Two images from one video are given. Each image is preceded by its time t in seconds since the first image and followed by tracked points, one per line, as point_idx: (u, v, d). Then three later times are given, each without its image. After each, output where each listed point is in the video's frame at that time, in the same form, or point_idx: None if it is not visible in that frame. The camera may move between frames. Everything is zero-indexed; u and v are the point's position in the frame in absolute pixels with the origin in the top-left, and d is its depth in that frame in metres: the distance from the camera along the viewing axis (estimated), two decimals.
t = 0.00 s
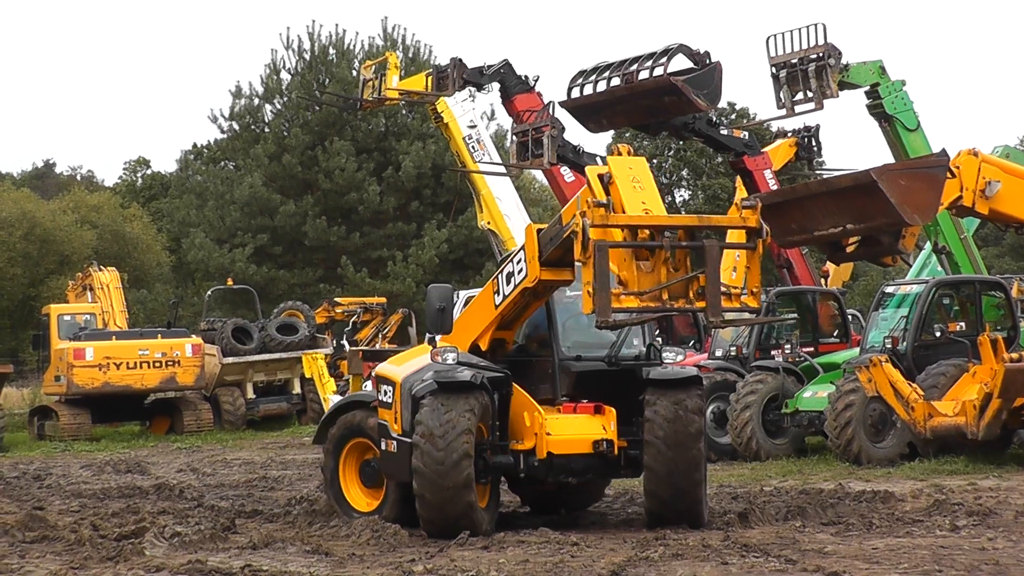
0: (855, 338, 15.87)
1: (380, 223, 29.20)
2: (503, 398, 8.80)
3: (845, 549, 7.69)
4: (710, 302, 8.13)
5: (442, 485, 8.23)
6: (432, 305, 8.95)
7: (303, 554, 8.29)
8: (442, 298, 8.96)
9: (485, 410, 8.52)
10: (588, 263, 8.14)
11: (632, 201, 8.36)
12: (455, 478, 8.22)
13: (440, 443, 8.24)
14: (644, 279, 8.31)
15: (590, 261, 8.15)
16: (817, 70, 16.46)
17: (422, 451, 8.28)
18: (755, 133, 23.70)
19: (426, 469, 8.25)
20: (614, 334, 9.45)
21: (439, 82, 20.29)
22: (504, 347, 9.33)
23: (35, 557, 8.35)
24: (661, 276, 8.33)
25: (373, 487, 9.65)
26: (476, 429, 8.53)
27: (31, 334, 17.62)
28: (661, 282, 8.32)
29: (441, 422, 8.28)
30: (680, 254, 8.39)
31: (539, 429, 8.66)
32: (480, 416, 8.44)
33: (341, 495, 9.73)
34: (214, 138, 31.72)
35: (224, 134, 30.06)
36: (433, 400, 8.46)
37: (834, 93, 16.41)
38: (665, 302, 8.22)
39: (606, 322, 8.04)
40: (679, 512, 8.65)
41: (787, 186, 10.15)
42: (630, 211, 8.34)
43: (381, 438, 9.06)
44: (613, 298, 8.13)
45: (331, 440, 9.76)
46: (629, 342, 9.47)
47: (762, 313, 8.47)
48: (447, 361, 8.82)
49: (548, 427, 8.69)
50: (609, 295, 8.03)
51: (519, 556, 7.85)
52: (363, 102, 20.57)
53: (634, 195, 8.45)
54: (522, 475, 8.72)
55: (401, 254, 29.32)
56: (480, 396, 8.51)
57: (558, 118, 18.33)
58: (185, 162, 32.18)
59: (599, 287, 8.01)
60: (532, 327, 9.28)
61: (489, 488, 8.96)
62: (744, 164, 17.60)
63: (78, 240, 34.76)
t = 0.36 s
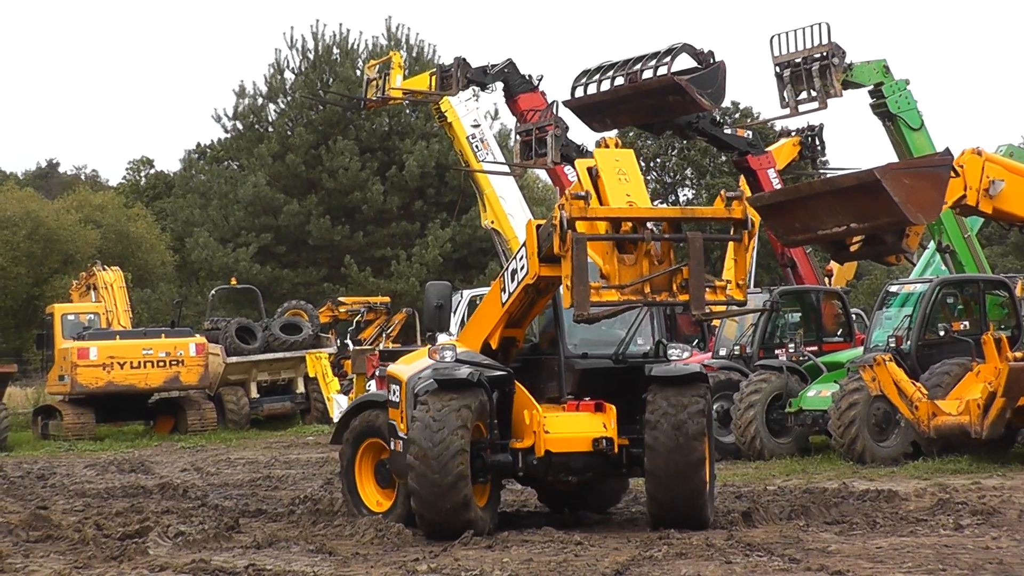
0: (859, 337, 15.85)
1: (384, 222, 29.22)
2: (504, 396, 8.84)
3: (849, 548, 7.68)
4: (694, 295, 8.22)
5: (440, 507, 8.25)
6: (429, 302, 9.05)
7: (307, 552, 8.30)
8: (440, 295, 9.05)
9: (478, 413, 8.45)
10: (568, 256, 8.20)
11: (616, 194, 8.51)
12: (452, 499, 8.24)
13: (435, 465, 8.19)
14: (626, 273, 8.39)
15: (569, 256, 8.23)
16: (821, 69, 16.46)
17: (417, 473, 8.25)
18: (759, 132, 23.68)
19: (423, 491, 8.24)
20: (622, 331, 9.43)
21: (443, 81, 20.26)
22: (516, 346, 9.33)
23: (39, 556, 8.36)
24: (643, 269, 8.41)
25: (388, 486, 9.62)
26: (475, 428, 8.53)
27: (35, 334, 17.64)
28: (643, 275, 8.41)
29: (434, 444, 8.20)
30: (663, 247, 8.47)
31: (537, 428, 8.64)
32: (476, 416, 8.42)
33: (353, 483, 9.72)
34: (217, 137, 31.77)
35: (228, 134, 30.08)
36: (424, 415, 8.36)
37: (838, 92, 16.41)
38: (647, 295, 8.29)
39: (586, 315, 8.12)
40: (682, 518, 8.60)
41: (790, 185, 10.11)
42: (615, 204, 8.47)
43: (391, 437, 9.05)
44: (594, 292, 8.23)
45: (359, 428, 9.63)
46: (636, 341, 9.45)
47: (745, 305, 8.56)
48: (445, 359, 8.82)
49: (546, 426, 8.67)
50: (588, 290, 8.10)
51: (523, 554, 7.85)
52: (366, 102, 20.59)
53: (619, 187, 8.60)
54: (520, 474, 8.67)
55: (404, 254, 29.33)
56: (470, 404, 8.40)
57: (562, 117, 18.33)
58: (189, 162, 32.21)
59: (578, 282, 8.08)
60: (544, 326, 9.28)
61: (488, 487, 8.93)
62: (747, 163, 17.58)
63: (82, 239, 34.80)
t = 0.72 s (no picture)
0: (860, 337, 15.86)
1: (385, 221, 29.23)
2: (503, 396, 8.90)
3: (849, 548, 7.68)
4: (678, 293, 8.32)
5: (438, 523, 8.24)
6: (425, 303, 9.04)
7: (308, 552, 8.30)
8: (435, 294, 9.06)
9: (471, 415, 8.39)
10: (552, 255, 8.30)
11: (602, 192, 8.65)
12: (449, 516, 8.21)
13: (428, 485, 8.13)
14: (610, 270, 8.51)
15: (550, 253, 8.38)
16: (823, 68, 16.45)
17: (411, 491, 8.20)
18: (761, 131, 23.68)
19: (419, 509, 8.22)
20: (627, 329, 9.41)
21: (444, 80, 20.26)
22: (522, 345, 9.34)
23: (41, 555, 8.37)
24: (627, 266, 8.53)
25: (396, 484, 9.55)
26: (469, 428, 8.50)
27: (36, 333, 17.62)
28: (627, 273, 8.53)
29: (426, 465, 8.12)
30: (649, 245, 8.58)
31: (533, 428, 8.64)
32: (472, 416, 8.39)
33: (362, 471, 9.63)
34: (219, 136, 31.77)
35: (230, 133, 30.07)
36: (414, 432, 8.25)
37: (840, 91, 16.40)
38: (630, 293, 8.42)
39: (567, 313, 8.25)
40: (684, 515, 8.49)
41: (791, 184, 10.10)
42: (600, 200, 8.61)
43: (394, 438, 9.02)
44: (575, 290, 8.36)
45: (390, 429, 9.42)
46: (639, 339, 9.40)
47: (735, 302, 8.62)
48: (442, 359, 8.71)
49: (542, 425, 8.67)
50: (569, 288, 8.24)
51: (524, 554, 7.85)
52: (368, 101, 20.60)
53: (606, 185, 8.73)
54: (516, 474, 8.62)
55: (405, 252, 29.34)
56: (459, 417, 8.25)
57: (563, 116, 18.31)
58: (190, 161, 32.21)
59: (558, 280, 8.23)
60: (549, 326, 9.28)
61: (483, 489, 8.88)
62: (748, 163, 17.56)
63: (83, 238, 34.80)
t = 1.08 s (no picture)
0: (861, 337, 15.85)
1: (386, 221, 29.22)
2: (501, 395, 8.91)
3: (850, 548, 7.67)
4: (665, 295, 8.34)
5: (435, 533, 8.26)
6: (421, 303, 9.01)
7: (309, 552, 8.30)
8: (430, 295, 9.04)
9: (468, 414, 8.40)
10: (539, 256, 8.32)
11: (590, 192, 8.63)
12: (446, 527, 8.24)
13: (425, 498, 8.13)
14: (598, 271, 8.51)
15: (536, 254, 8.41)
16: (823, 69, 16.47)
17: (408, 504, 8.20)
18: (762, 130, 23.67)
19: (417, 522, 8.23)
20: (629, 329, 9.43)
21: (444, 80, 20.27)
22: (524, 344, 9.29)
23: (41, 555, 8.37)
24: (615, 267, 8.52)
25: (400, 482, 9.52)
26: (465, 428, 8.50)
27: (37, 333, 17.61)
28: (615, 273, 8.53)
29: (421, 478, 8.10)
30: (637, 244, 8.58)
31: (530, 429, 8.60)
32: (468, 415, 8.39)
33: (368, 465, 9.60)
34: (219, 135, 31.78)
35: (231, 132, 30.07)
36: (408, 443, 8.21)
37: (840, 91, 16.40)
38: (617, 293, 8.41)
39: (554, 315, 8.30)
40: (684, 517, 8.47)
41: (792, 184, 10.11)
42: (588, 200, 8.60)
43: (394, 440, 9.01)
44: (562, 291, 8.38)
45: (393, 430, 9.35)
46: (640, 339, 9.43)
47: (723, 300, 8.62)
48: (439, 359, 8.71)
49: (539, 426, 8.65)
50: (554, 290, 8.28)
51: (524, 554, 7.85)
52: (369, 101, 20.59)
53: (594, 184, 8.70)
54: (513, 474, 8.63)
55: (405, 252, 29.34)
56: (453, 425, 8.21)
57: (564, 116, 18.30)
58: (191, 160, 32.23)
59: (546, 282, 8.27)
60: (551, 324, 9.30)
61: (481, 489, 8.87)
62: (749, 162, 17.56)
63: (84, 238, 34.81)
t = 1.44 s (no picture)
0: (862, 337, 15.86)
1: (387, 221, 29.23)
2: (503, 396, 8.90)
3: (852, 548, 7.67)
4: (668, 297, 8.35)
5: (438, 531, 8.23)
6: (423, 304, 9.00)
7: (310, 552, 8.30)
8: (433, 295, 9.03)
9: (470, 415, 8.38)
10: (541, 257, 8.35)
11: (592, 193, 8.59)
12: (449, 525, 8.22)
13: (428, 495, 8.12)
14: (601, 273, 8.53)
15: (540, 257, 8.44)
16: (824, 69, 16.46)
17: (411, 501, 8.19)
18: (763, 129, 23.66)
19: (419, 519, 8.21)
20: (630, 329, 9.44)
21: (445, 80, 20.27)
22: (525, 345, 9.30)
23: (43, 555, 8.37)
24: (618, 269, 8.54)
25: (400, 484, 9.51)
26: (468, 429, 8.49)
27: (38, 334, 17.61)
28: (618, 275, 8.54)
29: (425, 474, 8.10)
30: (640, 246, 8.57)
31: (532, 429, 8.62)
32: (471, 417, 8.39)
33: (369, 465, 9.61)
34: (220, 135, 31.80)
35: (232, 133, 30.08)
36: (412, 439, 8.21)
37: (841, 91, 16.39)
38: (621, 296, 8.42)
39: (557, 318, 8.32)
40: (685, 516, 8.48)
41: (792, 184, 10.10)
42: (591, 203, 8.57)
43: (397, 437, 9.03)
44: (566, 294, 8.39)
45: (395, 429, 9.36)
46: (641, 339, 9.45)
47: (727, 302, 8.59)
48: (441, 360, 8.71)
49: (541, 426, 8.65)
50: (558, 292, 8.29)
51: (525, 554, 7.85)
52: (370, 102, 20.59)
53: (597, 186, 8.66)
54: (516, 475, 8.63)
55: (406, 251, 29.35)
56: (457, 423, 8.23)
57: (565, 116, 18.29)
58: (192, 160, 32.24)
59: (548, 285, 8.27)
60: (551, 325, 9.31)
61: (482, 490, 8.88)
62: (750, 163, 17.54)
63: (86, 238, 34.84)
